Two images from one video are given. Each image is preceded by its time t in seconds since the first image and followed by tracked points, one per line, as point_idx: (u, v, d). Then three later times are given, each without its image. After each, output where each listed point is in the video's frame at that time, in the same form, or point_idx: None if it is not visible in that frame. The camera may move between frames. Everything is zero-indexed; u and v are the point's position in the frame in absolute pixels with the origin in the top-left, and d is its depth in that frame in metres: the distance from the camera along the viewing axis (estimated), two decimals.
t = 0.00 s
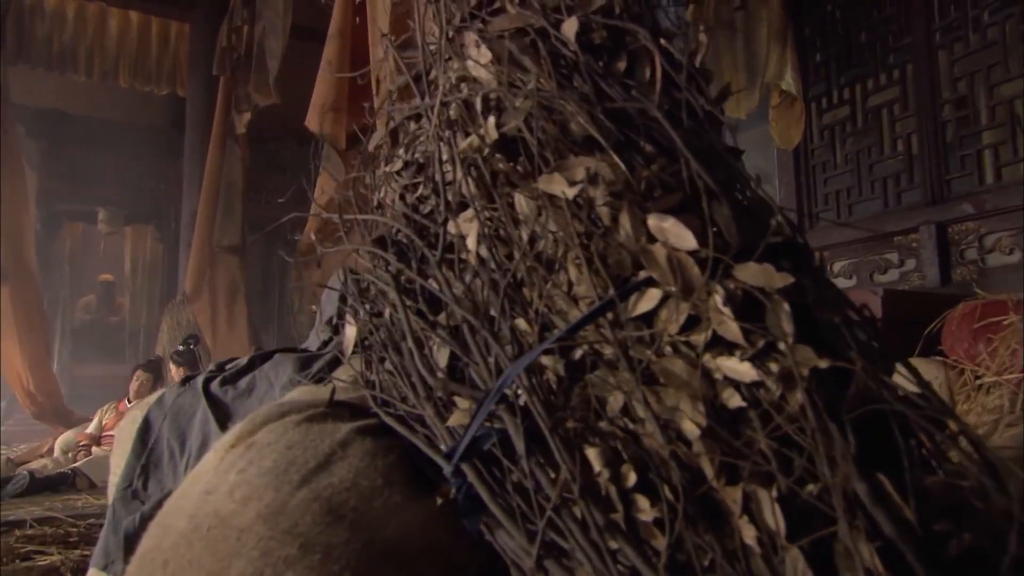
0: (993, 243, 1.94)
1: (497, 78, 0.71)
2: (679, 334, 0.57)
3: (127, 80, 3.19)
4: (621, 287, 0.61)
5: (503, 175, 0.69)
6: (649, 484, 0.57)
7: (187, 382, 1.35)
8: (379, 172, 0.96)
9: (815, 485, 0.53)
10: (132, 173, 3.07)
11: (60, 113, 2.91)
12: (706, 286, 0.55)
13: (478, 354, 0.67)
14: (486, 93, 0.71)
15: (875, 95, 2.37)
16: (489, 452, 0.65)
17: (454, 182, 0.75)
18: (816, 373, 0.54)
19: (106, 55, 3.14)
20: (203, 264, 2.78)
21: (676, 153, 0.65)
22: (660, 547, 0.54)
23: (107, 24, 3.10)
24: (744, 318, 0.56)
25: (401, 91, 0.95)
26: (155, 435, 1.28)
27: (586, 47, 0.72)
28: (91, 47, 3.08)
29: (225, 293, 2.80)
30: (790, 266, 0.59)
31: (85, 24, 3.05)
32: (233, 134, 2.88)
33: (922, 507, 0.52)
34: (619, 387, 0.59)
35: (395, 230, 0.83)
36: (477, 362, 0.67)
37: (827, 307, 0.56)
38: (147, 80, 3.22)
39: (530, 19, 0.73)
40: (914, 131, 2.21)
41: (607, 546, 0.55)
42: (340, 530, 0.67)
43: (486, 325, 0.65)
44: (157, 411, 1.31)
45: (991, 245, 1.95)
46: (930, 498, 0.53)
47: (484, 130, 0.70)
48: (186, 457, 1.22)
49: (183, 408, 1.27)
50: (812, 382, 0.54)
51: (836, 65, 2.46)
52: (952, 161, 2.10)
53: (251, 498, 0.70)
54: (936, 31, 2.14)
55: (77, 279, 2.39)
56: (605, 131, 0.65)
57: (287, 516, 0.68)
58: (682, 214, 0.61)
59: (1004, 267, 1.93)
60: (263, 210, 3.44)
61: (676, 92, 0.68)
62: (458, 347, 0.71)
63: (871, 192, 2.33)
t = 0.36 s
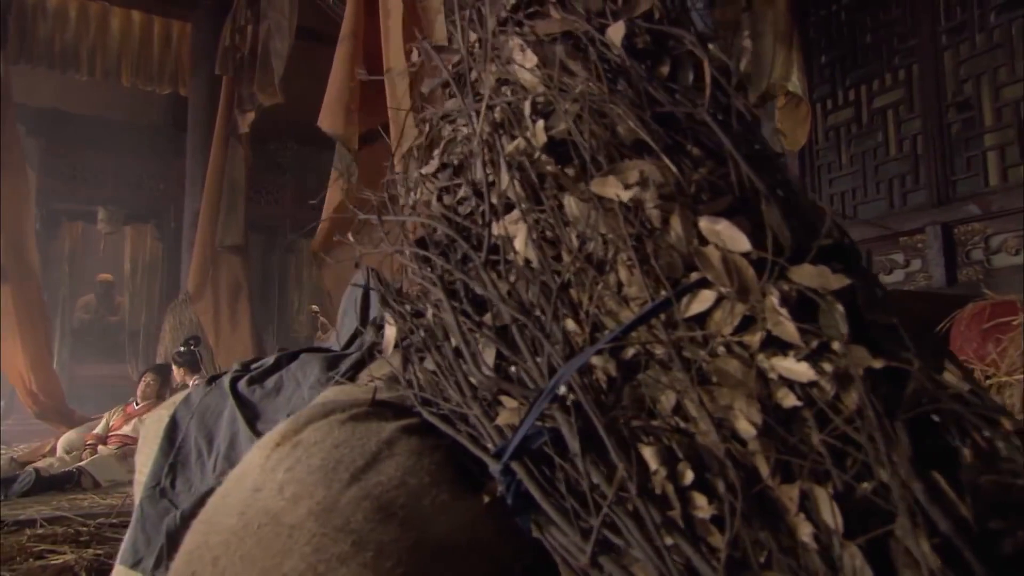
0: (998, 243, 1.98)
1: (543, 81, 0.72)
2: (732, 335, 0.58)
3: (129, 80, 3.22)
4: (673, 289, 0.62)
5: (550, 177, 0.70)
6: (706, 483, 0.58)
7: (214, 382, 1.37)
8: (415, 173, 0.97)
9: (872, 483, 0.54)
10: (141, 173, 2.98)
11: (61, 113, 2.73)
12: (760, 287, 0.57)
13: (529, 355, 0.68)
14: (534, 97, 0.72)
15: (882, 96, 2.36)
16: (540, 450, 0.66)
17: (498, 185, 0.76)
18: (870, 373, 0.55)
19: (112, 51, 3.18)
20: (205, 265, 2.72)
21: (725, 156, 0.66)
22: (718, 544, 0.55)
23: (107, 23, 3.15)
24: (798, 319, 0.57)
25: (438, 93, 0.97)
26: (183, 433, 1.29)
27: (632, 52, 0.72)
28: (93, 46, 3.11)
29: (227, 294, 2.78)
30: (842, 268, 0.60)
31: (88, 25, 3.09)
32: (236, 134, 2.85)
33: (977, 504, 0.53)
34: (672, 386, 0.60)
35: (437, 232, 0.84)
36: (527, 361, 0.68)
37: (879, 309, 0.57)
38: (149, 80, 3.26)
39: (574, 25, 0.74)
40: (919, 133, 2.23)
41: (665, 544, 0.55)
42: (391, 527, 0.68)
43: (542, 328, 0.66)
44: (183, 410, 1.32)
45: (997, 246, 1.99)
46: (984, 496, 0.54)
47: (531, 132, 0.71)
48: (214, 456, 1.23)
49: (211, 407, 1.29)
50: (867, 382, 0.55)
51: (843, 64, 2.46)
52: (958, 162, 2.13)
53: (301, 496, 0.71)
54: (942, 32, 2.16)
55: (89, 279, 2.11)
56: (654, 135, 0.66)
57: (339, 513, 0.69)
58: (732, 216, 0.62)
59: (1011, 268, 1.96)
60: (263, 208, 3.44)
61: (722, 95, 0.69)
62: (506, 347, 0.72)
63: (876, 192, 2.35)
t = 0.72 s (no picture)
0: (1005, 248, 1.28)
1: (594, 85, 0.73)
2: (790, 336, 0.59)
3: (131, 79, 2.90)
4: (729, 291, 0.63)
5: (603, 180, 0.71)
6: (766, 480, 0.59)
7: (241, 382, 1.37)
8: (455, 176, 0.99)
9: (933, 480, 0.55)
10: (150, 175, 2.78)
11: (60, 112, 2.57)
12: (819, 290, 0.58)
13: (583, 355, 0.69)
14: (585, 102, 0.73)
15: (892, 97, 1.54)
16: (594, 449, 0.67)
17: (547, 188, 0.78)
18: (930, 374, 0.56)
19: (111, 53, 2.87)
20: (205, 266, 2.55)
21: (777, 159, 0.67)
22: (780, 540, 0.56)
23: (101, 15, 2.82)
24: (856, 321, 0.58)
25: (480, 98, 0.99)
26: (211, 433, 1.30)
27: (679, 56, 0.73)
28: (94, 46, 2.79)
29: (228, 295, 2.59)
30: (896, 269, 0.61)
31: (88, 25, 2.76)
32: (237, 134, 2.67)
33: None
34: (729, 386, 0.62)
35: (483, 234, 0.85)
36: (582, 362, 0.70)
37: (936, 310, 0.59)
38: (149, 76, 2.96)
39: (621, 30, 0.74)
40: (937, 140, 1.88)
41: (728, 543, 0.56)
42: (445, 526, 0.69)
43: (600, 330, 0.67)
44: (211, 410, 1.32)
45: None
46: None
47: (582, 137, 0.73)
48: (244, 456, 1.24)
49: (239, 407, 1.29)
50: (926, 383, 0.56)
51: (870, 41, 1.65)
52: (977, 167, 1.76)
53: (354, 495, 0.72)
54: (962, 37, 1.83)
55: (88, 278, 2.23)
56: (706, 140, 0.67)
57: (394, 510, 0.70)
58: (788, 219, 0.63)
59: None
60: (262, 208, 3.13)
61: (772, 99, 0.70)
62: (557, 348, 0.73)
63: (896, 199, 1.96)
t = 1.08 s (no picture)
0: (1008, 250, 1.36)
1: (642, 89, 0.74)
2: (846, 337, 0.60)
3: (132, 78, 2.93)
4: (782, 292, 0.64)
5: (652, 182, 0.72)
6: (825, 478, 0.60)
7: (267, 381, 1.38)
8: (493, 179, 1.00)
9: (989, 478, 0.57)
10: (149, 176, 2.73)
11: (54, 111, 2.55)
12: (876, 291, 0.59)
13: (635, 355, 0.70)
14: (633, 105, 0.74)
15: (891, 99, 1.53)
16: (646, 447, 0.68)
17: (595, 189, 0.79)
18: (987, 374, 0.57)
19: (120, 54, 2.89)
20: (205, 264, 2.55)
21: (827, 163, 0.68)
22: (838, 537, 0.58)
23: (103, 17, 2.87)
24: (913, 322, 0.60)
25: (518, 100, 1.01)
26: (238, 431, 1.30)
27: (726, 61, 0.73)
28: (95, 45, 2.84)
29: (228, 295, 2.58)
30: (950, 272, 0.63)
31: (88, 24, 2.82)
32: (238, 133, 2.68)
33: None
34: (784, 385, 0.63)
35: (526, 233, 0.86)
36: (632, 361, 0.71)
37: (989, 312, 0.61)
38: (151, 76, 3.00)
39: (666, 35, 0.75)
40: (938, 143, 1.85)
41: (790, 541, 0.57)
42: (498, 523, 0.70)
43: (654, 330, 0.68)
44: (238, 409, 1.33)
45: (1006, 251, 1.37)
46: None
47: (630, 140, 0.74)
48: (272, 455, 1.25)
49: (266, 405, 1.30)
50: (982, 382, 0.57)
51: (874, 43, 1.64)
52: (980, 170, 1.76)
53: (404, 493, 0.73)
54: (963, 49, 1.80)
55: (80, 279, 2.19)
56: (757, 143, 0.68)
57: (447, 508, 0.71)
58: (842, 221, 0.64)
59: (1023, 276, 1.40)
60: (262, 208, 3.13)
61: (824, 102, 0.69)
62: (606, 349, 0.73)
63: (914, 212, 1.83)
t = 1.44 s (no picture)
0: None
1: (686, 91, 0.75)
2: (898, 337, 0.61)
3: (133, 76, 2.72)
4: (832, 293, 0.65)
5: (698, 184, 0.73)
6: (879, 476, 0.61)
7: (292, 379, 1.38)
8: (528, 180, 1.02)
9: None
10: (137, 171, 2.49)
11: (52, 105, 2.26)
12: (930, 292, 0.60)
13: (684, 355, 0.71)
14: (679, 108, 0.75)
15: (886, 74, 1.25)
16: (695, 445, 0.70)
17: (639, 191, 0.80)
18: None
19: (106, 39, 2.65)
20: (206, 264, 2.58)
21: (874, 165, 0.69)
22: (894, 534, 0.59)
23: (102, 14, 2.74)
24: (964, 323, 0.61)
25: (553, 103, 1.02)
26: (264, 431, 1.30)
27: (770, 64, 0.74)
28: (94, 41, 2.63)
29: (230, 291, 2.60)
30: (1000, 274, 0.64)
31: (87, 21, 2.64)
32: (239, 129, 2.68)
33: None
34: (835, 385, 0.64)
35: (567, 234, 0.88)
36: (679, 361, 0.72)
37: None
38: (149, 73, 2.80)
39: (711, 38, 0.76)
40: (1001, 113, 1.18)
41: (846, 539, 0.58)
42: (547, 520, 0.71)
43: (704, 330, 0.69)
44: (264, 408, 1.33)
45: None
46: None
47: (674, 142, 0.75)
48: (299, 454, 1.25)
49: (293, 404, 1.31)
50: None
51: None
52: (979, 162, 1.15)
53: (453, 491, 0.74)
54: None
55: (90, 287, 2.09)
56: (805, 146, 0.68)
57: (496, 506, 0.72)
58: (892, 222, 0.65)
59: None
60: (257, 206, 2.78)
61: (873, 105, 0.69)
62: (653, 349, 0.74)
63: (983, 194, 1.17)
